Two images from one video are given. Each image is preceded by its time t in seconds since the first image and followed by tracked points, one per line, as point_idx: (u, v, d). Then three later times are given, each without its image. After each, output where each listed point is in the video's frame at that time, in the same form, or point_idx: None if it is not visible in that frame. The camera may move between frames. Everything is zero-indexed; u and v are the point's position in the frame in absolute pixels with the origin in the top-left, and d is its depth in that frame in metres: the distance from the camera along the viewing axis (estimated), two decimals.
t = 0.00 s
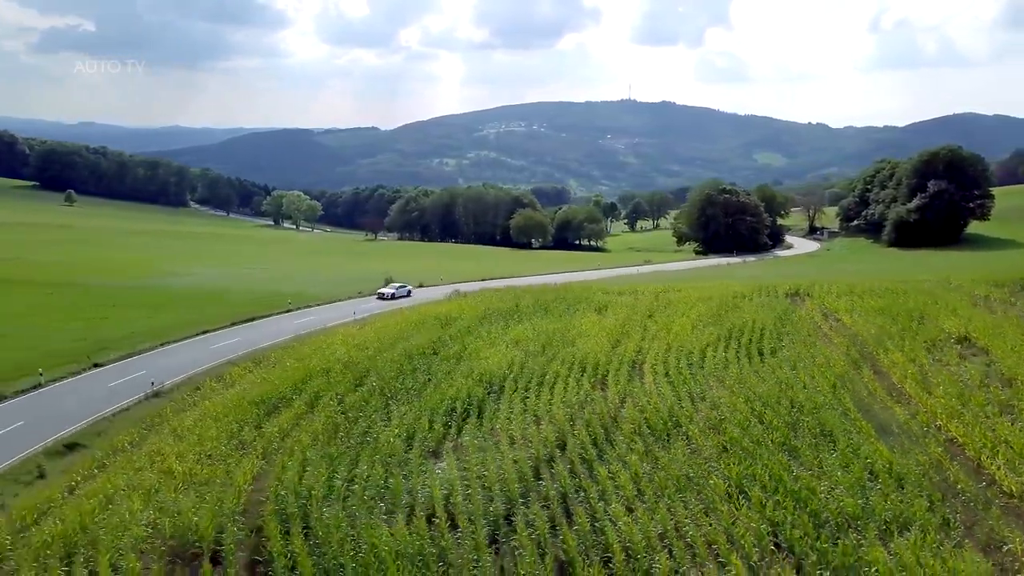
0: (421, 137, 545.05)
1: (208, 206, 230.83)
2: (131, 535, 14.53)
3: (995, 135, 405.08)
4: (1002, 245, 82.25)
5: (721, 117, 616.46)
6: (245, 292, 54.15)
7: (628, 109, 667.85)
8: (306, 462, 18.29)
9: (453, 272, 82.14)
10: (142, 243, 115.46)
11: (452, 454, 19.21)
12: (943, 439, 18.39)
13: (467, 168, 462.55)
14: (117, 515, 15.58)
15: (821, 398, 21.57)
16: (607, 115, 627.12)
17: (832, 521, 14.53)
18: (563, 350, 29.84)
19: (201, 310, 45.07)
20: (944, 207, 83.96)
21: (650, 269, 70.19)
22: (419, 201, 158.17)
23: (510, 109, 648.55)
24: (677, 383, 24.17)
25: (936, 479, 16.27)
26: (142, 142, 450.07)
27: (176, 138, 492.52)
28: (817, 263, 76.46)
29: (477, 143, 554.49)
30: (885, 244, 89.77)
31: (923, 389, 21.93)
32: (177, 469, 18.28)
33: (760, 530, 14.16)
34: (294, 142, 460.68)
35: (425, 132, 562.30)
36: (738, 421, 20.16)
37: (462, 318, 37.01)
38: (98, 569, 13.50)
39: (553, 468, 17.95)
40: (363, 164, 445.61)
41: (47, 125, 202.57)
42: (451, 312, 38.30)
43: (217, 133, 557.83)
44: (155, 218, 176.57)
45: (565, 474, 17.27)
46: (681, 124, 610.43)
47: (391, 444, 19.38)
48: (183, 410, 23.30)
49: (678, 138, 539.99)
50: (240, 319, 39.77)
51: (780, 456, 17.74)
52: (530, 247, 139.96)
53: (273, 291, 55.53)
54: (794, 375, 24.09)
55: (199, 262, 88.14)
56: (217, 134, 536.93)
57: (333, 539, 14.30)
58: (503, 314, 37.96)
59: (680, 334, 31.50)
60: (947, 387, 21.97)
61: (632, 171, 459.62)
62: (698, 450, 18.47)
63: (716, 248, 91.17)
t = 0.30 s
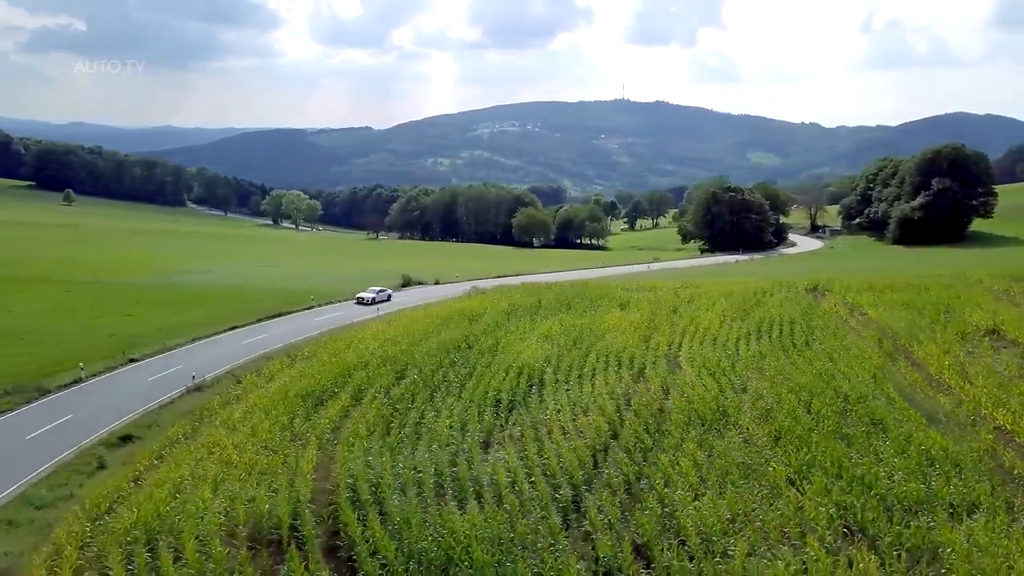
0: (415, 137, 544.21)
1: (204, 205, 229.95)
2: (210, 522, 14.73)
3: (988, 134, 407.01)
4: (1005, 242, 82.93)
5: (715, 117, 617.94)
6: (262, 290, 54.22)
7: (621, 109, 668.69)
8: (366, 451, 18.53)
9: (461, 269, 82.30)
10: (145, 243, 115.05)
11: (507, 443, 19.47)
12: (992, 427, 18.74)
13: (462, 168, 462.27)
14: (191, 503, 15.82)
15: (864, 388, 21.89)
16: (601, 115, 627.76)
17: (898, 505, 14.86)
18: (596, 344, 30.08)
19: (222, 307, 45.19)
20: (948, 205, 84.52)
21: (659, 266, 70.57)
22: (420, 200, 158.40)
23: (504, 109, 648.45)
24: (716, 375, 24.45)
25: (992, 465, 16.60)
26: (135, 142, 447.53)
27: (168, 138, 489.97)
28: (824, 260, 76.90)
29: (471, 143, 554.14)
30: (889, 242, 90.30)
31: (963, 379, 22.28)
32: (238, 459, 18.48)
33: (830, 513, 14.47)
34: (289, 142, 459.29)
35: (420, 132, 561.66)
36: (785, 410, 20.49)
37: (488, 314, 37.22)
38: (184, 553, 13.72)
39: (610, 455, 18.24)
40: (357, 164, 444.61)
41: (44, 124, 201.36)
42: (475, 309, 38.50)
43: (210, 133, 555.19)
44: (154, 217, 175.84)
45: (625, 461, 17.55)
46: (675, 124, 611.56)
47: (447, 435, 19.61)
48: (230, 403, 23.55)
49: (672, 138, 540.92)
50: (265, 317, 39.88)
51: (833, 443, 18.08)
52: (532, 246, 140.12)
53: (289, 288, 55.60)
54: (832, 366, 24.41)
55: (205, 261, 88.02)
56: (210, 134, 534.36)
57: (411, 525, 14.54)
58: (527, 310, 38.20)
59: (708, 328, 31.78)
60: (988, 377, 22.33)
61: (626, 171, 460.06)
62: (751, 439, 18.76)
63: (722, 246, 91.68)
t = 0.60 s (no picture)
0: (408, 136, 543.47)
1: (200, 205, 229.04)
2: (276, 510, 14.90)
3: (981, 132, 408.97)
4: (1006, 240, 83.58)
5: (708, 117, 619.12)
6: (275, 288, 54.34)
7: (614, 110, 669.37)
8: (417, 442, 18.73)
9: (466, 266, 82.54)
10: (146, 241, 114.75)
11: (553, 433, 19.70)
12: None
13: (456, 168, 461.80)
14: (253, 493, 15.98)
15: (899, 380, 22.18)
16: (594, 115, 628.17)
17: (952, 490, 15.15)
18: (621, 338, 30.30)
19: (239, 304, 45.32)
20: (950, 203, 85.10)
21: (667, 263, 70.86)
22: (419, 199, 158.73)
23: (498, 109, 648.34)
24: (748, 367, 24.74)
25: None
26: (127, 142, 445.10)
27: (161, 138, 487.36)
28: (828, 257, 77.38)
29: (465, 143, 553.69)
30: (890, 240, 90.86)
31: (997, 371, 22.57)
32: (288, 450, 18.65)
33: (888, 500, 14.74)
34: (282, 142, 457.97)
35: (414, 131, 560.90)
36: (823, 400, 20.78)
37: (507, 310, 37.41)
38: (256, 539, 13.90)
39: (658, 444, 18.49)
40: (351, 164, 443.50)
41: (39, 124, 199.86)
42: (494, 305, 38.69)
43: (202, 134, 552.66)
44: (151, 217, 175.24)
45: (675, 450, 17.82)
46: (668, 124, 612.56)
47: (493, 426, 19.80)
48: (268, 396, 23.73)
49: (666, 138, 541.90)
50: (284, 314, 40.05)
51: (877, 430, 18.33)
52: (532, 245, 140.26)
53: (301, 286, 55.77)
54: (864, 359, 24.70)
55: (208, 259, 87.83)
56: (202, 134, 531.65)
57: (475, 511, 14.77)
58: (546, 305, 38.39)
59: (732, 323, 32.08)
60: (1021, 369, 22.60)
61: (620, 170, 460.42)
62: (795, 428, 19.03)
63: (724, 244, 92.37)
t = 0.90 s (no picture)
0: (400, 135, 542.37)
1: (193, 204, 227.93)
2: (350, 496, 15.14)
3: (970, 131, 411.58)
4: (1006, 236, 84.44)
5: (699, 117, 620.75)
6: (288, 285, 54.46)
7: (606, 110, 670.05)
8: (473, 431, 18.97)
9: (470, 263, 82.71)
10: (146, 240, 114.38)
11: (603, 422, 19.98)
12: None
13: (448, 168, 461.37)
14: (321, 481, 16.20)
15: (937, 369, 22.60)
16: (586, 115, 628.73)
17: (1010, 473, 15.53)
18: (649, 332, 30.60)
19: (257, 301, 45.47)
20: (950, 201, 85.89)
21: (674, 260, 71.21)
22: (418, 198, 158.80)
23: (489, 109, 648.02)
24: (782, 358, 25.10)
25: None
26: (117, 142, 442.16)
27: (151, 138, 484.41)
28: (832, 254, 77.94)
29: (457, 142, 553.12)
30: (891, 237, 91.56)
31: None
32: (346, 439, 18.90)
33: (949, 483, 15.11)
34: (274, 142, 456.24)
35: (406, 131, 559.92)
36: (866, 389, 21.13)
37: (530, 305, 37.68)
38: (335, 523, 14.09)
39: (709, 432, 18.79)
40: (343, 164, 442.37)
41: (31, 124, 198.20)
42: (515, 301, 38.95)
43: (192, 134, 549.74)
44: (147, 216, 174.36)
45: (729, 437, 18.13)
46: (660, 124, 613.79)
47: (543, 415, 20.08)
48: (311, 389, 23.94)
49: (658, 138, 542.96)
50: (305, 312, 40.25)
51: (925, 417, 18.71)
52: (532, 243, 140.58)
53: (313, 283, 55.94)
54: (897, 350, 25.07)
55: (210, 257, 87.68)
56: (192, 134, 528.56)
57: (547, 496, 15.02)
58: (567, 301, 38.70)
59: (757, 317, 32.43)
60: None
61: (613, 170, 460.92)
62: (843, 416, 19.36)
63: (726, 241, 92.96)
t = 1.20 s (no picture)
0: (393, 135, 541.32)
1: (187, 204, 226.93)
2: (411, 484, 15.33)
3: (961, 130, 413.99)
4: (1005, 234, 85.17)
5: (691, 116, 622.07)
6: (299, 282, 54.60)
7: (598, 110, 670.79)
8: (520, 422, 19.18)
9: (474, 261, 82.87)
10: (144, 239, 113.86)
11: (645, 413, 20.20)
12: None
13: (441, 167, 460.98)
14: (378, 470, 16.39)
15: (968, 360, 22.93)
16: (578, 114, 629.23)
17: None
18: (673, 326, 30.89)
19: (272, 298, 45.63)
20: (949, 199, 86.59)
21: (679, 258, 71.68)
22: (415, 198, 158.90)
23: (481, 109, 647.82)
24: (811, 351, 25.38)
25: None
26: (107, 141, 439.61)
27: (141, 138, 481.53)
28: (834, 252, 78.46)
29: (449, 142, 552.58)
30: (890, 235, 92.13)
31: None
32: (394, 430, 19.11)
33: (999, 470, 15.43)
34: (266, 142, 454.73)
35: (398, 131, 558.97)
36: (900, 381, 21.45)
37: (549, 301, 37.92)
38: (402, 510, 14.27)
39: (752, 422, 19.05)
40: (336, 164, 441.36)
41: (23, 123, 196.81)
42: (533, 297, 39.19)
43: (182, 134, 546.80)
44: (142, 216, 173.59)
45: (774, 427, 18.40)
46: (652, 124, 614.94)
47: (586, 406, 20.32)
48: (347, 382, 24.11)
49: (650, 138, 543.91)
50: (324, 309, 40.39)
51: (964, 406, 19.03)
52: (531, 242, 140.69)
53: (324, 281, 56.03)
54: (924, 342, 25.41)
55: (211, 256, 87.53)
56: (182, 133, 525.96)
57: (606, 482, 15.25)
58: (585, 297, 38.96)
59: (778, 312, 32.73)
60: None
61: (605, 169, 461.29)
62: (882, 406, 19.66)
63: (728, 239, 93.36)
